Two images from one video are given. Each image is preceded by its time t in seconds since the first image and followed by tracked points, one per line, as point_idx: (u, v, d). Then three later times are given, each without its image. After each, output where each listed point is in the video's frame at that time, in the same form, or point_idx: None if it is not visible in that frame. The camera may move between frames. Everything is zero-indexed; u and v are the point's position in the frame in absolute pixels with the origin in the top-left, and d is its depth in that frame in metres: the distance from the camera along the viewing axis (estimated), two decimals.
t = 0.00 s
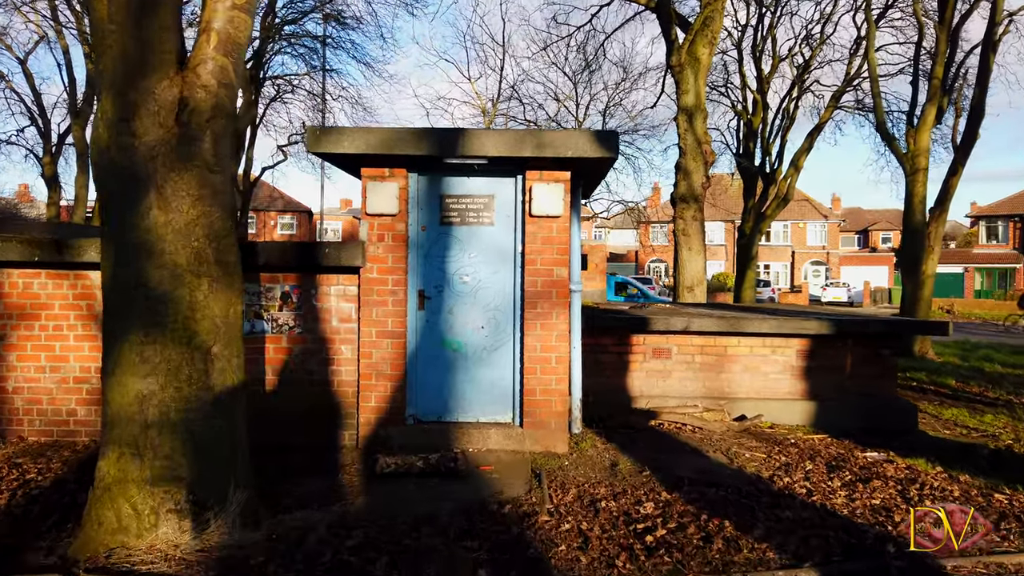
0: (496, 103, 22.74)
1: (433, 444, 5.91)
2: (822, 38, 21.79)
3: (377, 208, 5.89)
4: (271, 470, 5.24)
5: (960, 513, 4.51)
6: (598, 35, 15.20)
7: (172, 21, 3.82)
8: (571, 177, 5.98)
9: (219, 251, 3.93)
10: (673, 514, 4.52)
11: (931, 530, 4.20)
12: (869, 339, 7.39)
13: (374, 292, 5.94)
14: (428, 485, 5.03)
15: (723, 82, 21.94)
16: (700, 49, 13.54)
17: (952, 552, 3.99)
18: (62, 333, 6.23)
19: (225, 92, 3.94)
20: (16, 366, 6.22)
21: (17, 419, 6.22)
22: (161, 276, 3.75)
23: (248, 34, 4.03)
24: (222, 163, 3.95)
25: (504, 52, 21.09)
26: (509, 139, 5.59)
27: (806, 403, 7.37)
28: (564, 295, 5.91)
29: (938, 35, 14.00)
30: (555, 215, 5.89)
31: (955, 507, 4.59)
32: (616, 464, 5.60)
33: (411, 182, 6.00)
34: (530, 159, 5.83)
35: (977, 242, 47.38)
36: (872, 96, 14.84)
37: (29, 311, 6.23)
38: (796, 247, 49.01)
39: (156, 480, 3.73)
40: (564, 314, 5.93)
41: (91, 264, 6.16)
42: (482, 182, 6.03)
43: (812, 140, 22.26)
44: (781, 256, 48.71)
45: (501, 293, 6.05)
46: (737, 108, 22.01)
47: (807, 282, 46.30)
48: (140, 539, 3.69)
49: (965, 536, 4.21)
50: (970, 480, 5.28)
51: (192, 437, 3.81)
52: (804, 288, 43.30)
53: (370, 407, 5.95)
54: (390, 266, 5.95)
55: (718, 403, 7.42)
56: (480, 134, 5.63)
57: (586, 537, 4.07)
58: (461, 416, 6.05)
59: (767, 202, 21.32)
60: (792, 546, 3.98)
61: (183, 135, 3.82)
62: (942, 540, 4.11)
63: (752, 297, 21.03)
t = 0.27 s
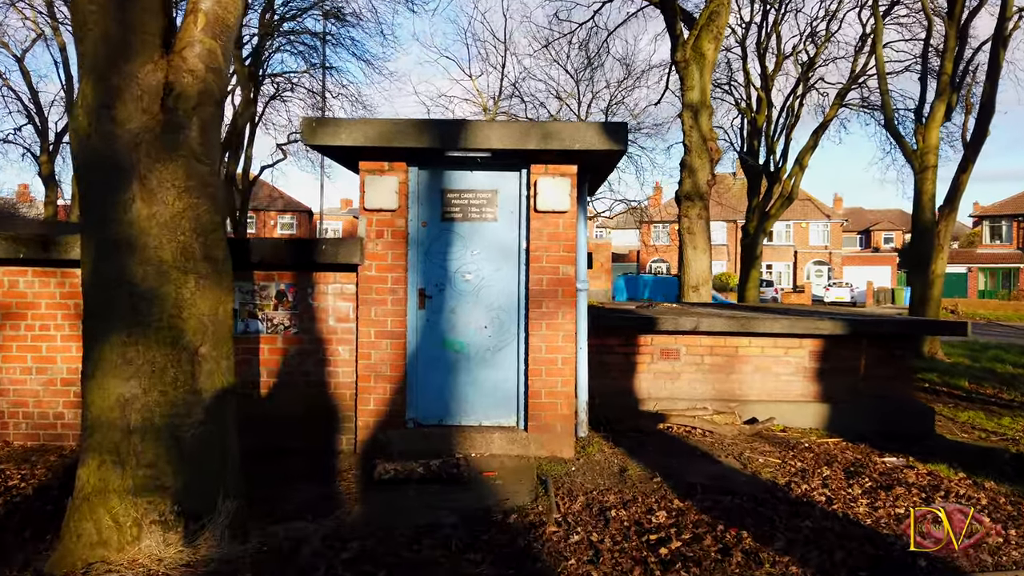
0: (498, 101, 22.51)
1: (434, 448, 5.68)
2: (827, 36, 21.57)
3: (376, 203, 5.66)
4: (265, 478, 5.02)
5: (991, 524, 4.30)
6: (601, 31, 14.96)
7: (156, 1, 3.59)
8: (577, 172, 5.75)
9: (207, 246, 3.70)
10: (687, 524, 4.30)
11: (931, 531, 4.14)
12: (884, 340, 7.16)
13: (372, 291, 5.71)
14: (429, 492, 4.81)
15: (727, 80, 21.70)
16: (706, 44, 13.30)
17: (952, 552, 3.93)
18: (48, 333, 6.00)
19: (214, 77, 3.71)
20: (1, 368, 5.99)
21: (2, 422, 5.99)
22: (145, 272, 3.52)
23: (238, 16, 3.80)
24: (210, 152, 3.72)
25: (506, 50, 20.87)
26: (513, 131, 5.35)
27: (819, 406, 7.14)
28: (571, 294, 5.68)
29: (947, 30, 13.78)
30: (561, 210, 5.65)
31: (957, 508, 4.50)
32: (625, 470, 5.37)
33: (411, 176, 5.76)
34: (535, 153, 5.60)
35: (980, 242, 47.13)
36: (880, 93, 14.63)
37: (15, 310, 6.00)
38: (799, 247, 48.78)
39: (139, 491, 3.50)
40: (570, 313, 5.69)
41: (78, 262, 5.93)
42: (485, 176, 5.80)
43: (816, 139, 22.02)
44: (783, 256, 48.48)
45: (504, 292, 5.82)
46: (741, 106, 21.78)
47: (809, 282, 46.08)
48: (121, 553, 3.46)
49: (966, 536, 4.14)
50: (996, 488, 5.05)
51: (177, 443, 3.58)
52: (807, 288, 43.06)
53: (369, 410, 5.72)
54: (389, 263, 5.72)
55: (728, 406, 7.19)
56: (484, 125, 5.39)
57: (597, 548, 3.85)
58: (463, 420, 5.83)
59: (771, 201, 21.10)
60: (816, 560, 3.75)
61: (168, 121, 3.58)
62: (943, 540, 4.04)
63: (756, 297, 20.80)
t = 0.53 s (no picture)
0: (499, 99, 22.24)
1: (435, 456, 5.40)
2: (833, 33, 21.28)
3: (374, 197, 5.38)
4: (257, 489, 4.74)
5: None
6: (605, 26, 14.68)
7: None
8: (586, 165, 5.47)
9: (189, 240, 3.42)
10: (707, 540, 4.02)
11: (931, 530, 4.13)
12: (904, 341, 6.87)
13: (370, 290, 5.42)
14: (431, 503, 4.52)
15: (731, 77, 21.42)
16: (712, 39, 13.02)
17: (952, 552, 3.90)
18: (31, 334, 5.72)
19: (196, 57, 3.43)
20: None
21: None
22: (121, 269, 3.24)
23: None
24: (193, 140, 3.44)
25: (508, 47, 20.59)
26: (519, 121, 5.07)
27: (836, 410, 6.85)
28: (579, 293, 5.39)
29: (958, 25, 13.50)
30: (569, 205, 5.36)
31: (956, 508, 4.50)
32: (636, 479, 5.08)
33: (411, 170, 5.48)
34: (541, 144, 5.32)
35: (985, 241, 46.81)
36: (889, 89, 14.34)
37: None
38: (801, 247, 48.49)
39: (115, 506, 3.22)
40: (579, 314, 5.40)
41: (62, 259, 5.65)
42: (489, 170, 5.52)
43: (822, 137, 21.74)
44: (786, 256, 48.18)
45: (509, 291, 5.53)
46: (746, 103, 21.50)
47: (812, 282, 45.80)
48: None
49: (965, 535, 4.13)
50: None
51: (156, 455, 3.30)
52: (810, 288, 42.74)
53: (366, 416, 5.44)
54: (388, 261, 5.43)
55: (741, 410, 6.91)
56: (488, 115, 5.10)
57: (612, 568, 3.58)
58: (465, 426, 5.54)
59: (777, 200, 20.82)
60: None
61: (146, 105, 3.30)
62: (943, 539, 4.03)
63: (762, 297, 20.51)
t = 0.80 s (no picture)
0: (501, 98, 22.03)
1: (437, 465, 5.17)
2: (838, 30, 21.05)
3: (374, 194, 5.15)
4: (250, 502, 4.51)
5: None
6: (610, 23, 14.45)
7: None
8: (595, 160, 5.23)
9: (175, 239, 3.19)
10: (727, 558, 3.79)
11: (931, 531, 4.15)
12: (923, 344, 6.64)
13: (370, 291, 5.20)
14: (434, 517, 4.30)
15: (735, 75, 21.19)
16: (718, 35, 12.78)
17: (952, 552, 3.93)
18: (16, 338, 5.49)
19: (182, 43, 3.20)
20: None
21: None
22: (101, 270, 3.01)
23: None
24: (178, 130, 3.21)
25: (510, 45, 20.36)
26: (526, 115, 4.83)
27: (852, 416, 6.63)
28: (589, 295, 5.15)
29: (968, 21, 13.27)
30: (577, 203, 5.12)
31: (956, 507, 4.54)
32: (649, 490, 4.85)
33: (412, 166, 5.25)
34: (549, 139, 5.09)
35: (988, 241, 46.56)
36: (898, 87, 14.12)
37: None
38: (804, 247, 48.26)
39: (93, 526, 3.00)
40: (588, 316, 5.17)
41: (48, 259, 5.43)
42: (493, 166, 5.28)
43: (827, 135, 21.51)
44: (788, 256, 47.95)
45: (515, 293, 5.30)
46: (750, 102, 21.27)
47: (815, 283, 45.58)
48: None
49: (966, 536, 4.15)
50: None
51: (139, 470, 3.07)
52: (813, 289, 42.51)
53: (366, 423, 5.21)
54: (388, 261, 5.20)
55: (754, 415, 6.68)
56: (493, 109, 4.87)
57: None
58: (469, 433, 5.31)
59: (782, 199, 20.60)
60: None
61: (128, 94, 3.06)
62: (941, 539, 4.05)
63: (766, 297, 20.30)
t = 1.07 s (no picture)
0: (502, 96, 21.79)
1: (439, 470, 4.92)
2: (844, 27, 20.79)
3: (373, 186, 4.89)
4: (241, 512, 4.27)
5: None
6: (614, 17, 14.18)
7: None
8: (606, 151, 4.98)
9: (156, 229, 2.94)
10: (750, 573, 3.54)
11: (931, 530, 4.07)
12: (944, 344, 6.39)
13: (368, 288, 4.95)
14: (436, 527, 4.04)
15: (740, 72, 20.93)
16: (725, 29, 12.52)
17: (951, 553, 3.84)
18: None
19: (164, 16, 2.94)
20: None
21: None
22: (74, 262, 2.77)
23: None
24: (159, 111, 2.96)
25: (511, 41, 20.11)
26: (533, 102, 4.57)
27: (870, 419, 6.37)
28: (599, 292, 4.90)
29: (980, 14, 13.00)
30: (587, 195, 4.86)
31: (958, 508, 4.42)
32: (663, 498, 4.59)
33: (413, 156, 5.00)
34: (557, 128, 4.83)
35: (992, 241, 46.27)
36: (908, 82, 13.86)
37: None
38: (807, 246, 48.00)
39: (66, 540, 2.76)
40: (598, 315, 4.91)
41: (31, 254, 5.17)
42: (499, 156, 5.03)
43: (833, 133, 21.25)
44: (791, 256, 47.70)
45: (521, 290, 5.05)
46: (754, 99, 21.01)
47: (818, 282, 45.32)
48: None
49: (966, 535, 4.06)
50: None
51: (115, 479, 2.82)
52: (816, 288, 42.20)
53: (364, 427, 4.95)
54: (388, 256, 4.95)
55: (768, 418, 6.43)
56: (498, 95, 4.61)
57: None
58: (473, 437, 5.06)
59: (787, 198, 20.35)
60: None
61: (104, 71, 2.82)
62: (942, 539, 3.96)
63: (771, 297, 20.04)
